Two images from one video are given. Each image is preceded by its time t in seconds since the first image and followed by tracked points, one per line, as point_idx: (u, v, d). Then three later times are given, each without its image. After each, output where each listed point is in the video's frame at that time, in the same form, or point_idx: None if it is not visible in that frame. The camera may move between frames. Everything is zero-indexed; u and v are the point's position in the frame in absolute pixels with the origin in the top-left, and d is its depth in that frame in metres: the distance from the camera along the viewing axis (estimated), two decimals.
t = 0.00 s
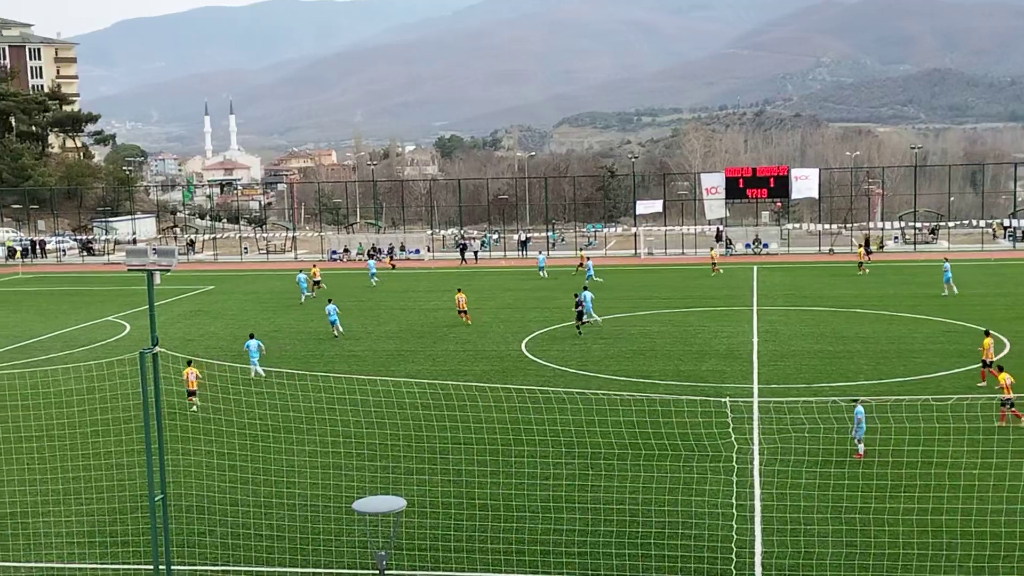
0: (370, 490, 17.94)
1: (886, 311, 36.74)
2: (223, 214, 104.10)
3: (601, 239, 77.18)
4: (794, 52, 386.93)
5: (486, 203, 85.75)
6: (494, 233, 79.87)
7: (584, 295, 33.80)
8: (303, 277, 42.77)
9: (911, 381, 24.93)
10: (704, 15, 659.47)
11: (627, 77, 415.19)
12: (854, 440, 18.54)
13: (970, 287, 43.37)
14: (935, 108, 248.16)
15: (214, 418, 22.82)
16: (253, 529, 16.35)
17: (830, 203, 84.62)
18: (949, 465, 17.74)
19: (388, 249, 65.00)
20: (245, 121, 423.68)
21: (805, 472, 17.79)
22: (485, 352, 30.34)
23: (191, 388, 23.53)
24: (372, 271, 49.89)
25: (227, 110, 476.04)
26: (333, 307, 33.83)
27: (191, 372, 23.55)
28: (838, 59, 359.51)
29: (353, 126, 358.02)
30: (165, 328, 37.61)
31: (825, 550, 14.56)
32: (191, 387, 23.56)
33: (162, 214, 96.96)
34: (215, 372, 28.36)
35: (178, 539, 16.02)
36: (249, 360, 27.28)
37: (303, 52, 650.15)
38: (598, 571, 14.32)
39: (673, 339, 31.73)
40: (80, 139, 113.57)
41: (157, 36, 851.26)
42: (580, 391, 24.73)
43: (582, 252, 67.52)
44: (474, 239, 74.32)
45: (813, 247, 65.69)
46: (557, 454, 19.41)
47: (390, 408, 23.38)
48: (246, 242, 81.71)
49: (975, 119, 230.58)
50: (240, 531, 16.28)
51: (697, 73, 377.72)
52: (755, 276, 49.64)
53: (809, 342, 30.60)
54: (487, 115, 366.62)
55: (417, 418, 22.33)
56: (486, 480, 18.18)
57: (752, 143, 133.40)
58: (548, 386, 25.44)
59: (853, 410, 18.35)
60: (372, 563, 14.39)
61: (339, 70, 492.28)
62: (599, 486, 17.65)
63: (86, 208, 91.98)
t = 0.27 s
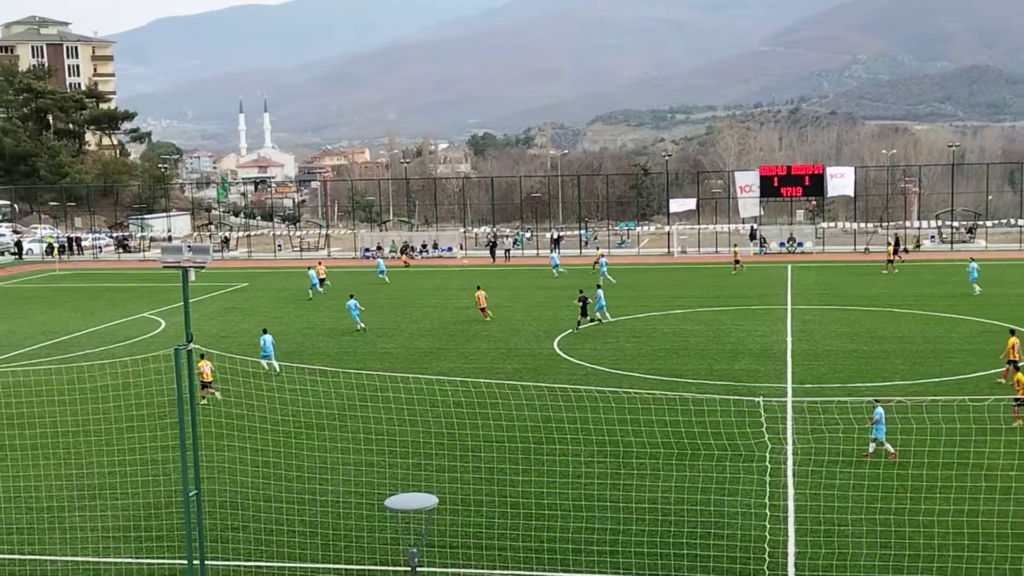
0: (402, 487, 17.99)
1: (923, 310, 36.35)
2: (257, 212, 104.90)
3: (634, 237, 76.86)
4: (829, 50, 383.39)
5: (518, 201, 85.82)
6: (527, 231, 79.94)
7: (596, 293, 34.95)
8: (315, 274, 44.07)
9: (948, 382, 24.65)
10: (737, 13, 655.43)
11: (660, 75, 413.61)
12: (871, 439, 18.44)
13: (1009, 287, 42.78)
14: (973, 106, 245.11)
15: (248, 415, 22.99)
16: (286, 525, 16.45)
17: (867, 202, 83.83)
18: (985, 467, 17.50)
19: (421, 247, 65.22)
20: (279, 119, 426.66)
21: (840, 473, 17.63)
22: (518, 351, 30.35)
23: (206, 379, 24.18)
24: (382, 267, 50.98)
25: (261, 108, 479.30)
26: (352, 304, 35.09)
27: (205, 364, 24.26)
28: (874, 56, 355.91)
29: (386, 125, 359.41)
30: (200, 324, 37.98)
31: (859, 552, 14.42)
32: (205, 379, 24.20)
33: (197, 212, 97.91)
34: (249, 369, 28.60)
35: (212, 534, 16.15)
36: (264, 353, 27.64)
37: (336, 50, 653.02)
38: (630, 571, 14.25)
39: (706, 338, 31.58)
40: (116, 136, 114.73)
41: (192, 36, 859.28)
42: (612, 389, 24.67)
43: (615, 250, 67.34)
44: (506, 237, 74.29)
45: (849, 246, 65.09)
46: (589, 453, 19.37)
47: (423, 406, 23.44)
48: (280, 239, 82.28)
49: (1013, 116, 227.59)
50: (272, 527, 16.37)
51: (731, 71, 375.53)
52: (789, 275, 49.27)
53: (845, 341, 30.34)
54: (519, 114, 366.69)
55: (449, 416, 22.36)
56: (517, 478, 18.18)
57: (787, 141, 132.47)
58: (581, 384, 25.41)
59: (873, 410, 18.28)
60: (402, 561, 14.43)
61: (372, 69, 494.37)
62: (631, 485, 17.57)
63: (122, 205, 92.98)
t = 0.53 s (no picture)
0: (436, 484, 18.10)
1: (963, 310, 35.91)
2: (294, 210, 105.82)
3: (670, 236, 76.62)
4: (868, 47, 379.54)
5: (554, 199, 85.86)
6: (562, 230, 79.87)
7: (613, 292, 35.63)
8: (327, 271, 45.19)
9: (987, 382, 24.35)
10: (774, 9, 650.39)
11: (697, 72, 411.50)
12: (893, 440, 18.35)
13: None
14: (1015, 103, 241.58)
15: (284, 411, 23.24)
16: (321, 521, 16.61)
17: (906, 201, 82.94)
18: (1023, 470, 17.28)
19: (456, 245, 65.46)
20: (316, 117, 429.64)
21: (875, 474, 17.49)
22: (553, 349, 30.35)
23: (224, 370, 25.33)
24: (393, 263, 52.41)
25: (298, 106, 482.73)
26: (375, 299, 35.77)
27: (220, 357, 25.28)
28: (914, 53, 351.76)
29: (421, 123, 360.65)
30: (238, 321, 38.36)
31: (894, 553, 14.31)
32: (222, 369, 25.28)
33: (235, 210, 98.92)
34: (285, 365, 28.90)
35: (248, 529, 16.35)
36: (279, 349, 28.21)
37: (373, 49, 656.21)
38: (662, 570, 14.24)
39: (742, 338, 31.42)
40: (156, 136, 116.57)
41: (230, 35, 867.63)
42: (646, 388, 24.63)
43: (650, 249, 67.16)
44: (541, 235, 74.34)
45: (887, 246, 64.43)
46: (622, 452, 19.38)
47: (457, 403, 23.54)
48: (317, 237, 82.91)
49: None
50: (308, 523, 16.55)
51: (768, 69, 372.89)
52: (827, 274, 48.85)
53: (882, 341, 30.06)
54: (555, 112, 366.48)
55: (483, 413, 22.45)
56: (551, 476, 18.21)
57: (825, 139, 131.41)
58: (614, 383, 25.40)
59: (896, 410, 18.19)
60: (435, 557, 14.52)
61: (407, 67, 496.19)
62: (664, 485, 17.56)
63: (161, 203, 94.21)
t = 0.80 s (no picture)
0: (471, 482, 18.15)
1: (1004, 311, 35.43)
2: (331, 208, 106.52)
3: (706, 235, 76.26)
4: (908, 45, 375.14)
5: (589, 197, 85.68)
6: (597, 228, 79.76)
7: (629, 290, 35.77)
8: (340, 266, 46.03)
9: None
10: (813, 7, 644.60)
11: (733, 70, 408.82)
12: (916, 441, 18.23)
13: None
14: None
15: (319, 408, 23.41)
16: (356, 518, 16.71)
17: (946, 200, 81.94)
18: None
19: (491, 243, 65.58)
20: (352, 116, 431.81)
21: (914, 475, 17.31)
22: (588, 348, 30.30)
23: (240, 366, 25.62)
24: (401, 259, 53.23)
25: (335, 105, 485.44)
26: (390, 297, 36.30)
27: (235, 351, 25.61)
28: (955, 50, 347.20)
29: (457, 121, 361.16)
30: (275, 319, 38.66)
31: (933, 555, 14.16)
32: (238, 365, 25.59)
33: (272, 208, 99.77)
34: (321, 362, 29.13)
35: (285, 526, 16.49)
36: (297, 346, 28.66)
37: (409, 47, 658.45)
38: (698, 571, 14.18)
39: (779, 337, 31.21)
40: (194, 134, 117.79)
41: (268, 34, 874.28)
42: (681, 387, 24.54)
43: (686, 248, 66.85)
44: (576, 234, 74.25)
45: (927, 245, 63.68)
46: (657, 451, 19.33)
47: (492, 401, 23.59)
48: (353, 235, 83.39)
49: None
50: (343, 520, 16.67)
51: (806, 67, 369.69)
52: (865, 274, 48.37)
53: (921, 342, 29.72)
54: (591, 110, 365.69)
55: (518, 411, 22.48)
56: (585, 475, 18.21)
57: (864, 138, 130.15)
58: (649, 383, 25.32)
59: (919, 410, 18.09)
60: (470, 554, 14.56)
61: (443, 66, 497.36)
62: (699, 485, 17.49)
63: (199, 201, 95.21)
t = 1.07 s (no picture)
0: (509, 481, 18.21)
1: None
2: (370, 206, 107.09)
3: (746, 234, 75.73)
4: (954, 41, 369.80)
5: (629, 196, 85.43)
6: (637, 227, 79.55)
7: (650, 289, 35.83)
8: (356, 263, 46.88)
9: None
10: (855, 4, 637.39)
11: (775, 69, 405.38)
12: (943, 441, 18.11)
13: None
14: None
15: (358, 405, 23.59)
16: (394, 515, 16.82)
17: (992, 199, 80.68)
18: None
19: (529, 241, 65.61)
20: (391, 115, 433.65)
21: (956, 477, 17.11)
22: (627, 347, 30.24)
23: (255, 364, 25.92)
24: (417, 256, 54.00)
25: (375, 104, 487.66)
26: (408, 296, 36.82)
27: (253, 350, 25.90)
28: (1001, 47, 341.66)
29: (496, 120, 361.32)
30: (316, 316, 38.98)
31: (976, 559, 14.00)
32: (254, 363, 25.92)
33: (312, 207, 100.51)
34: (360, 360, 29.34)
35: (324, 522, 16.65)
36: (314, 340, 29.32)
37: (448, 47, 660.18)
38: (737, 571, 14.13)
39: (820, 337, 30.95)
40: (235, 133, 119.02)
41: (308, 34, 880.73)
42: (720, 387, 24.42)
43: (726, 247, 66.43)
44: (615, 232, 74.04)
45: (971, 245, 62.75)
46: (695, 451, 19.25)
47: (530, 400, 23.62)
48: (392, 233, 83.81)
49: None
50: (381, 516, 16.80)
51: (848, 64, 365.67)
52: (909, 273, 47.80)
53: (966, 342, 29.33)
54: (630, 110, 364.32)
55: (557, 410, 22.49)
56: (623, 475, 18.19)
57: (908, 137, 128.52)
58: (688, 382, 25.20)
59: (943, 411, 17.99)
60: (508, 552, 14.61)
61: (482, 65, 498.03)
62: (739, 485, 17.41)
63: (239, 199, 96.18)
